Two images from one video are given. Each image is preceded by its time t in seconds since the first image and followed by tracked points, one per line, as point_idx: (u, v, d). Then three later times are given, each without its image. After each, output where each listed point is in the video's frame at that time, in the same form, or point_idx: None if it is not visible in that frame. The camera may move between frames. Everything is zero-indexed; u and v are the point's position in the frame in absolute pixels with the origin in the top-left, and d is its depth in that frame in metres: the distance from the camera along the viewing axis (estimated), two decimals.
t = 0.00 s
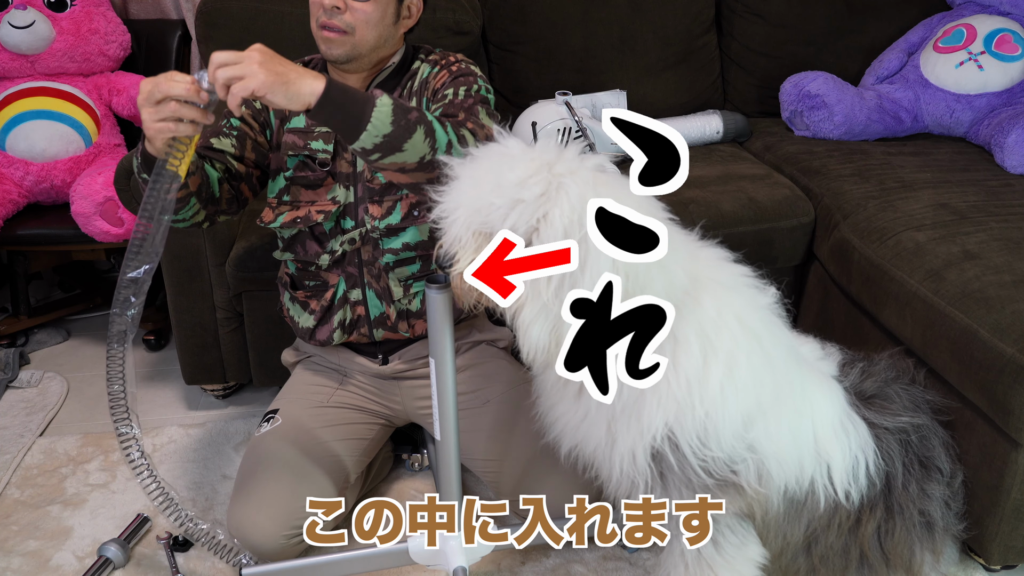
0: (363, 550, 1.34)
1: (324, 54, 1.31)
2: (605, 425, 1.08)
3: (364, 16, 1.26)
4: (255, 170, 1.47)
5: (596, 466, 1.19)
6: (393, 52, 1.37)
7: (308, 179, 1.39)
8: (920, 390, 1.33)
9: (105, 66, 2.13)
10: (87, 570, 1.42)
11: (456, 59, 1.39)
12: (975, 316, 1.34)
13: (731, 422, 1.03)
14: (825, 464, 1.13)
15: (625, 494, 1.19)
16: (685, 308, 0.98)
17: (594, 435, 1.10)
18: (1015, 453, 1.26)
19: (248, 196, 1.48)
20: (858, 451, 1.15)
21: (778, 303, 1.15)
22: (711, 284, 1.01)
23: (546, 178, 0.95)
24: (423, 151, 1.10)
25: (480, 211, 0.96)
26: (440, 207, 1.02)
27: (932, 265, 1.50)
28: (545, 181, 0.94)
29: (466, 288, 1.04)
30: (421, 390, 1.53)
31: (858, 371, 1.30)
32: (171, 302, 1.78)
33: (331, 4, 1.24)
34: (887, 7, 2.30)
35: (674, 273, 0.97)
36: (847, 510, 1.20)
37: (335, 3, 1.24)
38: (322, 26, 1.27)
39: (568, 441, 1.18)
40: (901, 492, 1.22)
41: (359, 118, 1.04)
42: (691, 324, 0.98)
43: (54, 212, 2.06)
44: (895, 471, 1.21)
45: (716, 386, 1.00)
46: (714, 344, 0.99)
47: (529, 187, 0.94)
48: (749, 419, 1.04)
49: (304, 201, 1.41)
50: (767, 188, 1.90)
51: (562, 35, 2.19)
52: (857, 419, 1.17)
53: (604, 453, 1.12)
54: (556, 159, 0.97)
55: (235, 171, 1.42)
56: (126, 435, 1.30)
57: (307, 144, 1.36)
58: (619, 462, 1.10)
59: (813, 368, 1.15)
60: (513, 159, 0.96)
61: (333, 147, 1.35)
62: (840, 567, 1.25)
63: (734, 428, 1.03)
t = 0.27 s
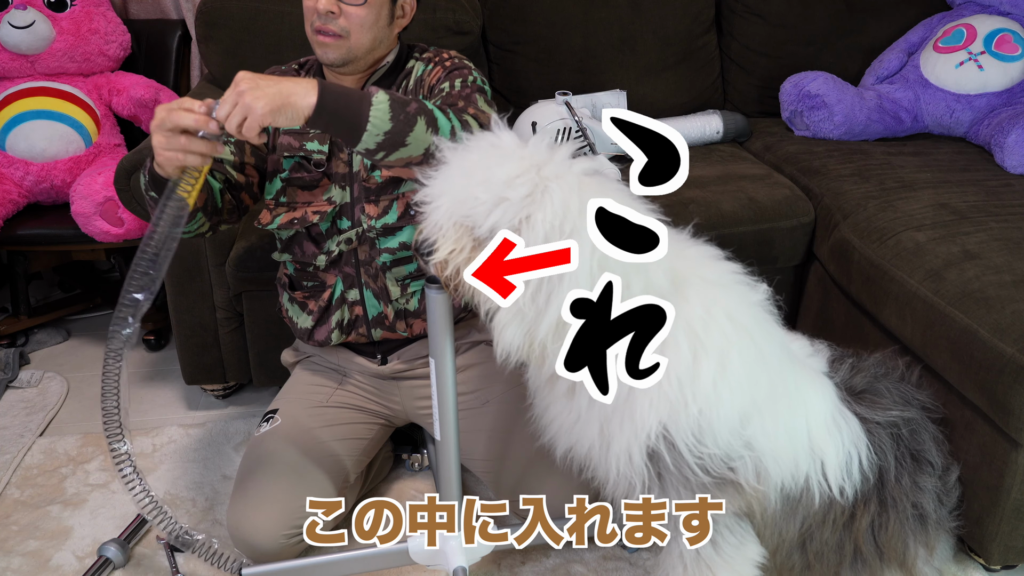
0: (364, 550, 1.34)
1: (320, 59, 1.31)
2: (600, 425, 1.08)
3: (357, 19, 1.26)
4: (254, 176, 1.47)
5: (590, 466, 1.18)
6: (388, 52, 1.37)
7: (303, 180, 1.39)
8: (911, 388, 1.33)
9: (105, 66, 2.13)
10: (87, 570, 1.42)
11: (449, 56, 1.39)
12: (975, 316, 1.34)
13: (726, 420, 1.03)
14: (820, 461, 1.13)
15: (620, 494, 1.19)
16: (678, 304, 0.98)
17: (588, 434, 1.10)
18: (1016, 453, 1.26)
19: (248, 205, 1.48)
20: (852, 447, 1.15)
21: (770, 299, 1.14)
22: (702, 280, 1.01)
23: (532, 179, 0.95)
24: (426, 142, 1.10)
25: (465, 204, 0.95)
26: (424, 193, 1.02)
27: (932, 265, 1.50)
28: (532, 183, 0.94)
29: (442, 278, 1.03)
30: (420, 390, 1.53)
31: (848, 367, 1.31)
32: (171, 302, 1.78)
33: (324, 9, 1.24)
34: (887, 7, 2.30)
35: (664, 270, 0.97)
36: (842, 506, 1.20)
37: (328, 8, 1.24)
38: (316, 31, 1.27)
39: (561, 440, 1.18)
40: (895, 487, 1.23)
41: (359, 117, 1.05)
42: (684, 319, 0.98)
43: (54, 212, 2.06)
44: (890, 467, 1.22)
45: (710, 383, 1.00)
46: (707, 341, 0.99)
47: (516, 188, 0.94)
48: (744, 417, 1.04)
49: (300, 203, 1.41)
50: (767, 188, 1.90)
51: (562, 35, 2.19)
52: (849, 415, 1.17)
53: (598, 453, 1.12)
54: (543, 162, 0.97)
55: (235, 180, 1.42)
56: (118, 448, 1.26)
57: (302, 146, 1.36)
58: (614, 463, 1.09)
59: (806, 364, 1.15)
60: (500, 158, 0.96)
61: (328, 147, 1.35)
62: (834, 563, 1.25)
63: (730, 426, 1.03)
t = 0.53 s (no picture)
0: (364, 550, 1.34)
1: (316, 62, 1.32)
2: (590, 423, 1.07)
3: (350, 20, 1.26)
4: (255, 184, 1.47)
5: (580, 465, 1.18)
6: (383, 52, 1.37)
7: (301, 184, 1.40)
8: (903, 386, 1.34)
9: (105, 66, 2.13)
10: (87, 570, 1.42)
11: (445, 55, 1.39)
12: (975, 316, 1.34)
13: (716, 416, 1.03)
14: (810, 457, 1.13)
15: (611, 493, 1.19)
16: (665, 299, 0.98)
17: (578, 432, 1.10)
18: (1015, 453, 1.26)
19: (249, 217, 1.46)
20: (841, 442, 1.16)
21: (759, 295, 1.15)
22: (690, 276, 1.01)
23: (513, 178, 0.93)
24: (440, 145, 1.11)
25: (450, 208, 0.95)
26: (412, 199, 1.01)
27: (932, 265, 1.50)
28: (513, 183, 0.93)
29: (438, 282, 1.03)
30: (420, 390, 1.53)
31: (842, 365, 1.32)
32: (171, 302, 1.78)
33: (318, 12, 1.24)
34: (887, 7, 2.30)
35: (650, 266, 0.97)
36: (834, 502, 1.21)
37: (322, 11, 1.24)
38: (311, 34, 1.28)
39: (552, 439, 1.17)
40: (888, 483, 1.23)
41: (375, 123, 1.06)
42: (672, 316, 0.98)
43: (54, 212, 2.06)
44: (881, 464, 1.22)
45: (699, 379, 1.00)
46: (694, 337, 0.99)
47: (497, 189, 0.93)
48: (734, 413, 1.04)
49: (299, 205, 1.41)
50: (767, 188, 1.90)
51: (562, 35, 2.19)
52: (839, 410, 1.18)
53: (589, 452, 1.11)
54: (525, 159, 0.95)
55: (236, 197, 1.40)
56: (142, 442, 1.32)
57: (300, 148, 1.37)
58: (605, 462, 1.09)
59: (795, 360, 1.15)
60: (480, 157, 0.94)
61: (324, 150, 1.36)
62: (829, 560, 1.25)
63: (720, 421, 1.04)
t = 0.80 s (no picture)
0: (364, 550, 1.34)
1: (318, 64, 1.33)
2: (585, 419, 1.08)
3: (350, 23, 1.26)
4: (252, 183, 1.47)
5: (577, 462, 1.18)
6: (382, 51, 1.37)
7: (300, 184, 1.40)
8: (901, 384, 1.34)
9: (105, 66, 2.13)
10: (87, 570, 1.42)
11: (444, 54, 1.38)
12: (975, 316, 1.34)
13: (711, 412, 1.03)
14: (807, 451, 1.13)
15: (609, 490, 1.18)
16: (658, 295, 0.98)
17: (574, 428, 1.10)
18: (1015, 452, 1.26)
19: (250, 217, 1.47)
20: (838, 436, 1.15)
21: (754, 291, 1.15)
22: (682, 271, 1.01)
23: (515, 176, 0.94)
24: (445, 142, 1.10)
25: (455, 213, 0.94)
26: (414, 208, 1.01)
27: (932, 265, 1.50)
28: (515, 182, 0.93)
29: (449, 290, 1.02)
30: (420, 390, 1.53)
31: (837, 361, 1.32)
32: (171, 302, 1.78)
33: (317, 17, 1.24)
34: (887, 7, 2.30)
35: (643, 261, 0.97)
36: (832, 498, 1.20)
37: (321, 16, 1.24)
38: (311, 38, 1.28)
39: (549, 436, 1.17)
40: (887, 477, 1.23)
41: (380, 119, 1.05)
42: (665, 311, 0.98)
43: (54, 212, 2.06)
44: (880, 457, 1.22)
45: (692, 375, 1.00)
46: (687, 332, 0.99)
47: (500, 188, 0.93)
48: (728, 408, 1.05)
49: (299, 205, 1.41)
50: (767, 188, 1.90)
51: (562, 35, 2.19)
52: (835, 404, 1.18)
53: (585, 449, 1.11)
54: (524, 157, 0.96)
55: (235, 196, 1.40)
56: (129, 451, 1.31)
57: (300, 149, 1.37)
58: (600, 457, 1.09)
59: (789, 355, 1.16)
60: (481, 159, 0.95)
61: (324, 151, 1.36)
62: (830, 555, 1.25)
63: (714, 416, 1.04)
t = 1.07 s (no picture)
0: (364, 550, 1.34)
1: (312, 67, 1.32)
2: (614, 420, 1.09)
3: (344, 27, 1.27)
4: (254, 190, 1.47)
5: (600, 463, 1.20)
6: (375, 53, 1.36)
7: (297, 188, 1.39)
8: (908, 390, 1.35)
9: (105, 66, 2.13)
10: (87, 570, 1.42)
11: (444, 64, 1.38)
12: (975, 316, 1.34)
13: (737, 417, 1.05)
14: (825, 458, 1.14)
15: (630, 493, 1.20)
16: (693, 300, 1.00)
17: (601, 429, 1.11)
18: (1016, 453, 1.26)
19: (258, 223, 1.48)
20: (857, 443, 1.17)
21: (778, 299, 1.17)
22: (717, 278, 1.04)
23: (535, 173, 0.92)
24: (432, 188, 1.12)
25: (473, 205, 0.94)
26: (439, 197, 1.02)
27: (932, 265, 1.50)
28: (536, 179, 0.91)
29: (458, 278, 1.02)
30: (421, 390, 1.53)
31: (850, 367, 1.33)
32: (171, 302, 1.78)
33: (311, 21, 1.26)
34: (887, 7, 2.30)
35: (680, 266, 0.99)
36: (846, 505, 1.21)
37: (314, 19, 1.26)
38: (306, 40, 1.29)
39: (572, 436, 1.19)
40: (900, 485, 1.24)
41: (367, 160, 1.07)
42: (699, 314, 1.01)
43: (54, 212, 2.06)
44: (892, 464, 1.23)
45: (725, 379, 1.03)
46: (723, 337, 1.02)
47: (520, 184, 0.91)
48: (755, 414, 1.07)
49: (297, 210, 1.41)
50: (767, 188, 1.90)
51: (562, 35, 2.19)
52: (852, 412, 1.19)
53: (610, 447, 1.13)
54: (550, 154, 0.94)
55: (241, 207, 1.41)
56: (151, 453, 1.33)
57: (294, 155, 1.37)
58: (625, 457, 1.10)
59: (813, 363, 1.18)
60: (507, 155, 0.94)
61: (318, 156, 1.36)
62: (840, 561, 1.26)
63: (739, 421, 1.06)
